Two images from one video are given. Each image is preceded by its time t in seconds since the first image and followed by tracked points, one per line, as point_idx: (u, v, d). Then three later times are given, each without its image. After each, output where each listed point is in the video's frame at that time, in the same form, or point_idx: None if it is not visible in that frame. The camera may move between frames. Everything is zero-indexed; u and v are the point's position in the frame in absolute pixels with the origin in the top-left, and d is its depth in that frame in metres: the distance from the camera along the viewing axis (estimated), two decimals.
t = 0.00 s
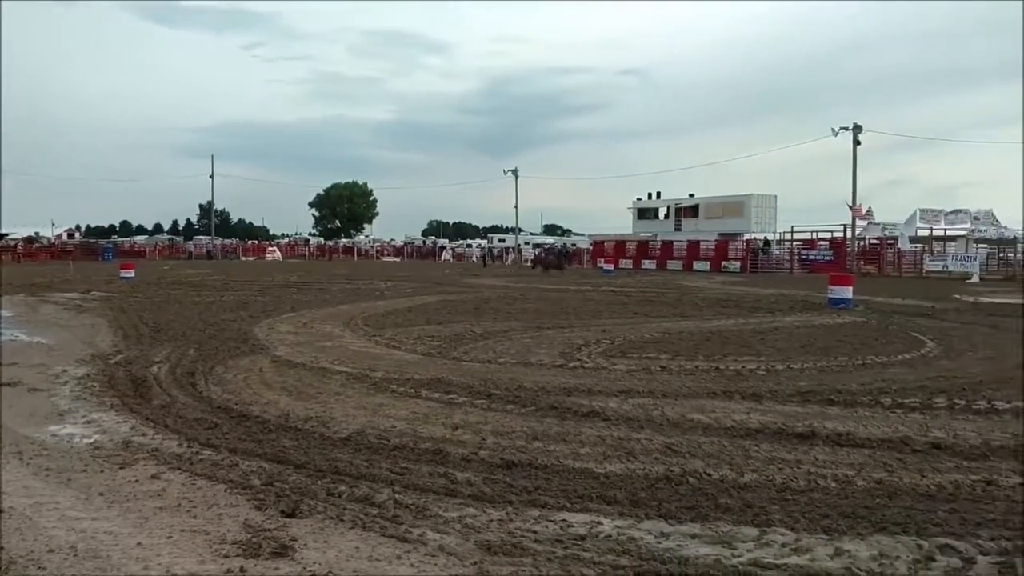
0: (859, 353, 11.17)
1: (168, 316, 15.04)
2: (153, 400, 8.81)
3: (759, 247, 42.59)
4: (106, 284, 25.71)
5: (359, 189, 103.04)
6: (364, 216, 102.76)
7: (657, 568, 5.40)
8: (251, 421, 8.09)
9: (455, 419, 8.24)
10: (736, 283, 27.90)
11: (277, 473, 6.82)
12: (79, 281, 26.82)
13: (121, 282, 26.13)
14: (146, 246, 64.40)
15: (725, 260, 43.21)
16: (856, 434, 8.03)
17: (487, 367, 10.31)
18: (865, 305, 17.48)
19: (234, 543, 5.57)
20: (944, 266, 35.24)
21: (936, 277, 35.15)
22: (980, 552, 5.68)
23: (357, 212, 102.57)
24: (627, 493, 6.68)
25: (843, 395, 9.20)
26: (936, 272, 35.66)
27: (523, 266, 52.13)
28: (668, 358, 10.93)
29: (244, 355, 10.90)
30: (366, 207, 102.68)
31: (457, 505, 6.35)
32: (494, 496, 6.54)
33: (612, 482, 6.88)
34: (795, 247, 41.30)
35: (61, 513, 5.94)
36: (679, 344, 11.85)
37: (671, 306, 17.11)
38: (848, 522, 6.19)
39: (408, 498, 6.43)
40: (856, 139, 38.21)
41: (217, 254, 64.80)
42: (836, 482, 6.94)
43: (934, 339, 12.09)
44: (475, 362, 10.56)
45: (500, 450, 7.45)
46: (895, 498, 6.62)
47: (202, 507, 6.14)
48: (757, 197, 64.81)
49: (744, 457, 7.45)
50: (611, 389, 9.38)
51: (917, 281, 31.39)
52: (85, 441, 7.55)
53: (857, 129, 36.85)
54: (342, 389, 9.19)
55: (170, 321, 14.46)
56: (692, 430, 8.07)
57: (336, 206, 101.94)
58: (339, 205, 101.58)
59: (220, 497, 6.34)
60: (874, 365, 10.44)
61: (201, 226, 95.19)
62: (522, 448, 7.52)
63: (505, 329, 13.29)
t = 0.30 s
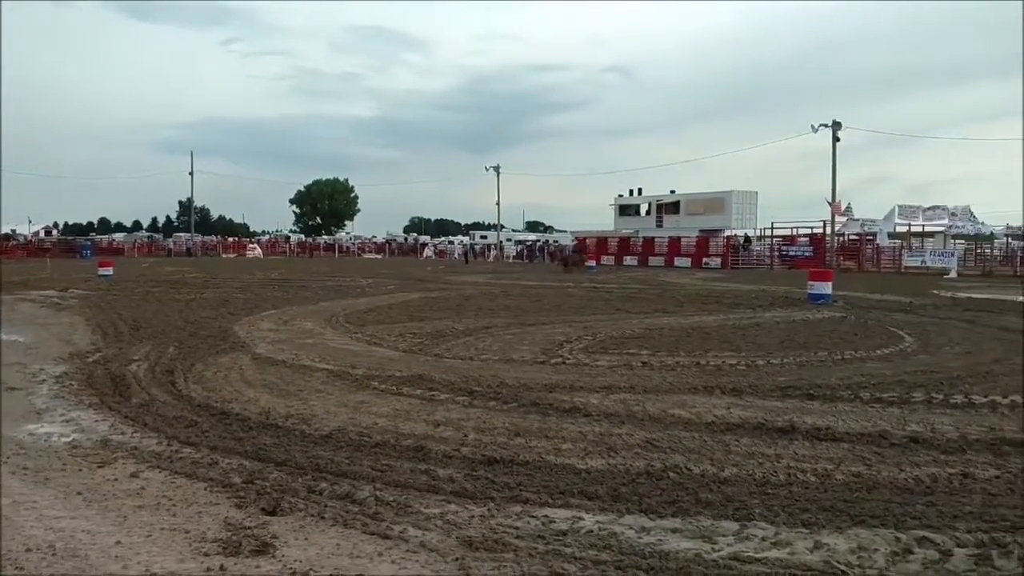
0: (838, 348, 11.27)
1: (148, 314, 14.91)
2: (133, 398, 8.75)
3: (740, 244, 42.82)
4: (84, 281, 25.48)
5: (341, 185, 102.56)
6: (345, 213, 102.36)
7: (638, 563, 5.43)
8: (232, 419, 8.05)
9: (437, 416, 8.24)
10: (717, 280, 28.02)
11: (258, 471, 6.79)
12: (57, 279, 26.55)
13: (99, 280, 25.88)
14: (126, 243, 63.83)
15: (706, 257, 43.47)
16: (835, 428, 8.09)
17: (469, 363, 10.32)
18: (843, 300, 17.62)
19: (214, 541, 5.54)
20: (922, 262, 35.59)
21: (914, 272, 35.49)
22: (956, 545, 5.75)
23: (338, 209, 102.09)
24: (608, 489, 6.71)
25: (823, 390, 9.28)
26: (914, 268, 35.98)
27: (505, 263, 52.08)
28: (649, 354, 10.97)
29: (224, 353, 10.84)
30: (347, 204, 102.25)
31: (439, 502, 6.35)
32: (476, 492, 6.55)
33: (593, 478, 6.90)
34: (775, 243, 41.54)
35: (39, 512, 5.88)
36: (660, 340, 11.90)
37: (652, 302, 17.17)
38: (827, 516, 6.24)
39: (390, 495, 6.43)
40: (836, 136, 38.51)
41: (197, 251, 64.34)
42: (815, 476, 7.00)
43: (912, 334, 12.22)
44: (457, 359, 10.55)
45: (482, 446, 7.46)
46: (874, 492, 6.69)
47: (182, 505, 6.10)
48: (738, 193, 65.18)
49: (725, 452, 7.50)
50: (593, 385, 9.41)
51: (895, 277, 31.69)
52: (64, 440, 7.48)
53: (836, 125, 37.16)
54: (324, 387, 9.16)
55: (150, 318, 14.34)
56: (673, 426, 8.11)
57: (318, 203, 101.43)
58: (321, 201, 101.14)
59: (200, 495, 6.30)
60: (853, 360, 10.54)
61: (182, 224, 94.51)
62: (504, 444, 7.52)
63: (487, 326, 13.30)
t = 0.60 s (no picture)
0: (835, 343, 11.28)
1: (145, 309, 14.90)
2: (130, 393, 8.73)
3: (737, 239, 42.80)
4: (81, 276, 25.46)
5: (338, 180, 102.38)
6: (343, 208, 102.15)
7: (636, 557, 5.43)
8: (230, 414, 8.04)
9: (435, 410, 8.24)
10: (715, 275, 28.02)
11: (256, 466, 6.79)
12: (53, 273, 26.51)
13: (96, 275, 25.84)
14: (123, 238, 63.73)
15: (703, 252, 43.49)
16: (833, 423, 8.11)
17: (467, 358, 10.32)
18: (841, 296, 17.64)
19: (212, 536, 5.54)
20: (919, 258, 35.62)
21: (912, 268, 35.52)
22: (953, 540, 5.76)
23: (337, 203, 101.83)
24: (606, 483, 6.71)
25: (820, 385, 9.29)
26: (911, 263, 36.02)
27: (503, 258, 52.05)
28: (647, 349, 10.98)
29: (222, 348, 10.82)
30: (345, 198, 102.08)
31: (436, 496, 6.36)
32: (474, 487, 6.55)
33: (591, 472, 6.91)
34: (773, 239, 41.55)
35: (37, 507, 5.88)
36: (658, 335, 11.90)
37: (650, 298, 17.18)
38: (824, 511, 6.26)
39: (388, 490, 6.43)
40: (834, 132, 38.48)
41: (194, 246, 64.28)
42: (812, 471, 7.01)
43: (909, 329, 12.23)
44: (455, 354, 10.56)
45: (480, 441, 7.46)
46: (871, 487, 6.71)
47: (180, 500, 6.10)
48: (736, 188, 65.19)
49: (722, 447, 7.51)
50: (590, 380, 9.42)
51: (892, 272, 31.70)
52: (61, 435, 7.47)
53: (834, 120, 37.14)
54: (322, 382, 9.16)
55: (147, 313, 14.31)
56: (670, 421, 8.12)
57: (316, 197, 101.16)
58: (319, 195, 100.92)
59: (198, 490, 6.30)
60: (850, 355, 10.55)
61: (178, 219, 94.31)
62: (501, 439, 7.53)
63: (485, 321, 13.30)
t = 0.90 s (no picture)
0: (836, 342, 11.28)
1: (145, 308, 14.89)
2: (130, 392, 8.73)
3: (737, 238, 42.80)
4: (81, 275, 25.45)
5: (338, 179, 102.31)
6: (342, 207, 102.07)
7: (636, 557, 5.43)
8: (230, 413, 8.03)
9: (435, 410, 8.23)
10: (716, 275, 28.00)
11: (256, 465, 6.79)
12: (53, 272, 26.50)
13: (95, 274, 25.77)
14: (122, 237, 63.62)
15: (703, 251, 43.49)
16: (833, 423, 8.10)
17: (467, 357, 10.31)
18: (840, 295, 17.64)
19: (212, 535, 5.54)
20: (919, 257, 35.64)
21: (911, 267, 35.53)
22: (954, 539, 5.76)
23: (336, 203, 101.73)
24: (606, 483, 6.71)
25: (820, 384, 9.29)
26: (911, 263, 36.03)
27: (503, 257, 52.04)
28: (647, 348, 10.98)
29: (222, 347, 10.80)
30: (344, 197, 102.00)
31: (436, 496, 6.35)
32: (474, 486, 6.55)
33: (591, 472, 6.91)
34: (773, 238, 41.55)
35: (37, 506, 5.87)
36: (658, 334, 11.90)
37: (650, 297, 17.17)
38: (825, 510, 6.26)
39: (388, 489, 6.43)
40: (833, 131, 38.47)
41: (193, 245, 64.10)
42: (813, 470, 7.01)
43: (910, 328, 12.22)
44: (455, 353, 10.55)
45: (480, 440, 7.45)
46: (871, 486, 6.71)
47: (179, 499, 6.09)
48: (735, 188, 65.24)
49: (722, 446, 7.50)
50: (591, 379, 9.41)
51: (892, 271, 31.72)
52: (61, 434, 7.46)
53: (834, 119, 37.15)
54: (321, 381, 9.15)
55: (147, 312, 14.28)
56: (670, 420, 8.12)
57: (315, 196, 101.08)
58: (318, 194, 100.85)
59: (198, 489, 6.29)
60: (850, 355, 10.55)
61: (177, 218, 94.16)
62: (501, 439, 7.52)
63: (485, 320, 13.29)
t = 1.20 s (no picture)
0: (838, 342, 11.26)
1: (147, 308, 14.90)
2: (133, 392, 8.73)
3: (738, 237, 42.76)
4: (83, 276, 25.49)
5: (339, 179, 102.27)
6: (344, 207, 102.12)
7: (638, 557, 5.43)
8: (232, 413, 8.03)
9: (437, 410, 8.23)
10: (717, 275, 27.98)
11: (258, 465, 6.79)
12: (55, 273, 26.55)
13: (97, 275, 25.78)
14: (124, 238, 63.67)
15: (705, 251, 43.43)
16: (836, 422, 8.10)
17: (468, 357, 10.31)
18: (843, 294, 17.63)
19: (214, 535, 5.54)
20: (921, 256, 35.62)
21: (913, 266, 35.49)
22: (957, 539, 5.75)
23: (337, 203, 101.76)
24: (608, 482, 6.71)
25: (822, 384, 9.28)
26: (913, 262, 36.01)
27: (505, 257, 52.04)
28: (649, 348, 10.97)
29: (224, 348, 10.80)
30: (345, 198, 101.99)
31: (438, 496, 6.36)
32: (476, 486, 6.55)
33: (593, 472, 6.91)
34: (774, 238, 41.51)
35: (39, 507, 5.87)
36: (659, 334, 11.88)
37: (652, 297, 17.16)
38: (827, 510, 6.25)
39: (390, 489, 6.43)
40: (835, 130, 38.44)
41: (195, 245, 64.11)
42: (815, 470, 7.01)
43: (912, 328, 12.20)
44: (457, 353, 10.55)
45: (482, 440, 7.45)
46: (874, 485, 6.70)
47: (182, 500, 6.09)
48: (736, 187, 65.25)
49: (725, 446, 7.50)
50: (592, 379, 9.41)
51: (894, 271, 31.67)
52: (64, 434, 7.47)
53: (836, 118, 37.13)
54: (323, 381, 9.16)
55: (149, 313, 14.27)
56: (673, 420, 8.11)
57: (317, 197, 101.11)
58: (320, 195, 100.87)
59: (200, 489, 6.29)
60: (852, 354, 10.54)
61: (179, 218, 94.23)
62: (503, 439, 7.52)
63: (487, 320, 13.29)
